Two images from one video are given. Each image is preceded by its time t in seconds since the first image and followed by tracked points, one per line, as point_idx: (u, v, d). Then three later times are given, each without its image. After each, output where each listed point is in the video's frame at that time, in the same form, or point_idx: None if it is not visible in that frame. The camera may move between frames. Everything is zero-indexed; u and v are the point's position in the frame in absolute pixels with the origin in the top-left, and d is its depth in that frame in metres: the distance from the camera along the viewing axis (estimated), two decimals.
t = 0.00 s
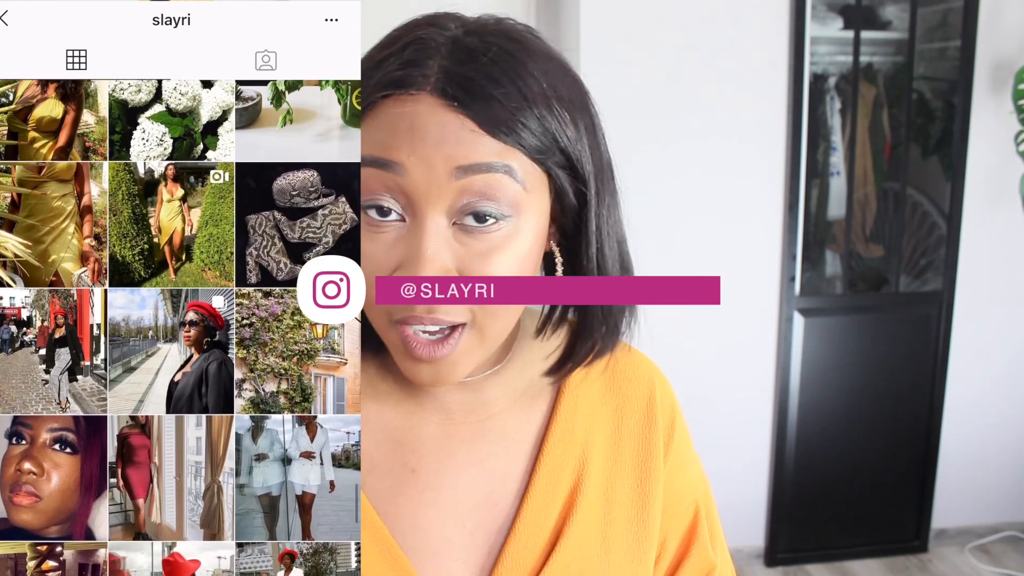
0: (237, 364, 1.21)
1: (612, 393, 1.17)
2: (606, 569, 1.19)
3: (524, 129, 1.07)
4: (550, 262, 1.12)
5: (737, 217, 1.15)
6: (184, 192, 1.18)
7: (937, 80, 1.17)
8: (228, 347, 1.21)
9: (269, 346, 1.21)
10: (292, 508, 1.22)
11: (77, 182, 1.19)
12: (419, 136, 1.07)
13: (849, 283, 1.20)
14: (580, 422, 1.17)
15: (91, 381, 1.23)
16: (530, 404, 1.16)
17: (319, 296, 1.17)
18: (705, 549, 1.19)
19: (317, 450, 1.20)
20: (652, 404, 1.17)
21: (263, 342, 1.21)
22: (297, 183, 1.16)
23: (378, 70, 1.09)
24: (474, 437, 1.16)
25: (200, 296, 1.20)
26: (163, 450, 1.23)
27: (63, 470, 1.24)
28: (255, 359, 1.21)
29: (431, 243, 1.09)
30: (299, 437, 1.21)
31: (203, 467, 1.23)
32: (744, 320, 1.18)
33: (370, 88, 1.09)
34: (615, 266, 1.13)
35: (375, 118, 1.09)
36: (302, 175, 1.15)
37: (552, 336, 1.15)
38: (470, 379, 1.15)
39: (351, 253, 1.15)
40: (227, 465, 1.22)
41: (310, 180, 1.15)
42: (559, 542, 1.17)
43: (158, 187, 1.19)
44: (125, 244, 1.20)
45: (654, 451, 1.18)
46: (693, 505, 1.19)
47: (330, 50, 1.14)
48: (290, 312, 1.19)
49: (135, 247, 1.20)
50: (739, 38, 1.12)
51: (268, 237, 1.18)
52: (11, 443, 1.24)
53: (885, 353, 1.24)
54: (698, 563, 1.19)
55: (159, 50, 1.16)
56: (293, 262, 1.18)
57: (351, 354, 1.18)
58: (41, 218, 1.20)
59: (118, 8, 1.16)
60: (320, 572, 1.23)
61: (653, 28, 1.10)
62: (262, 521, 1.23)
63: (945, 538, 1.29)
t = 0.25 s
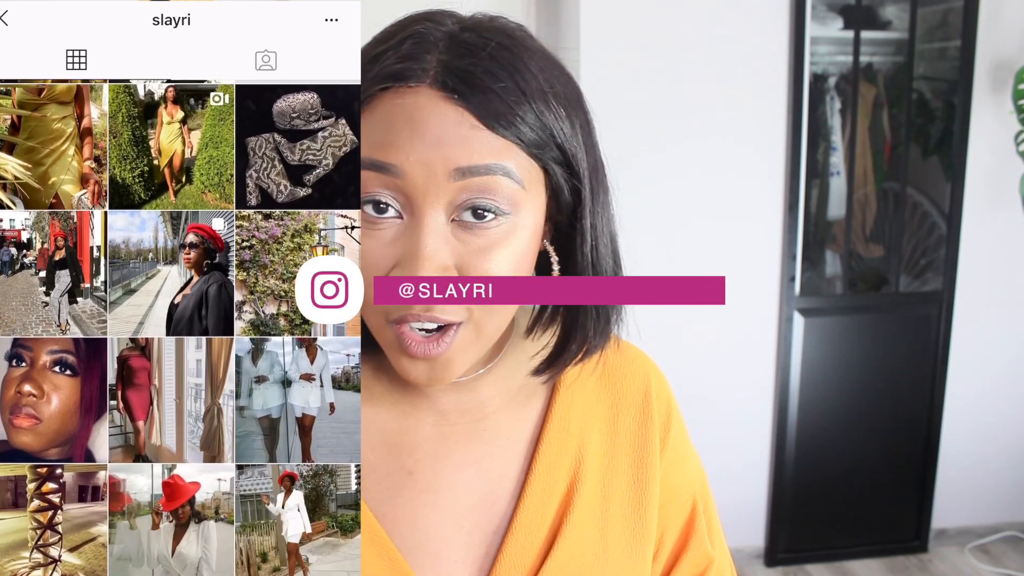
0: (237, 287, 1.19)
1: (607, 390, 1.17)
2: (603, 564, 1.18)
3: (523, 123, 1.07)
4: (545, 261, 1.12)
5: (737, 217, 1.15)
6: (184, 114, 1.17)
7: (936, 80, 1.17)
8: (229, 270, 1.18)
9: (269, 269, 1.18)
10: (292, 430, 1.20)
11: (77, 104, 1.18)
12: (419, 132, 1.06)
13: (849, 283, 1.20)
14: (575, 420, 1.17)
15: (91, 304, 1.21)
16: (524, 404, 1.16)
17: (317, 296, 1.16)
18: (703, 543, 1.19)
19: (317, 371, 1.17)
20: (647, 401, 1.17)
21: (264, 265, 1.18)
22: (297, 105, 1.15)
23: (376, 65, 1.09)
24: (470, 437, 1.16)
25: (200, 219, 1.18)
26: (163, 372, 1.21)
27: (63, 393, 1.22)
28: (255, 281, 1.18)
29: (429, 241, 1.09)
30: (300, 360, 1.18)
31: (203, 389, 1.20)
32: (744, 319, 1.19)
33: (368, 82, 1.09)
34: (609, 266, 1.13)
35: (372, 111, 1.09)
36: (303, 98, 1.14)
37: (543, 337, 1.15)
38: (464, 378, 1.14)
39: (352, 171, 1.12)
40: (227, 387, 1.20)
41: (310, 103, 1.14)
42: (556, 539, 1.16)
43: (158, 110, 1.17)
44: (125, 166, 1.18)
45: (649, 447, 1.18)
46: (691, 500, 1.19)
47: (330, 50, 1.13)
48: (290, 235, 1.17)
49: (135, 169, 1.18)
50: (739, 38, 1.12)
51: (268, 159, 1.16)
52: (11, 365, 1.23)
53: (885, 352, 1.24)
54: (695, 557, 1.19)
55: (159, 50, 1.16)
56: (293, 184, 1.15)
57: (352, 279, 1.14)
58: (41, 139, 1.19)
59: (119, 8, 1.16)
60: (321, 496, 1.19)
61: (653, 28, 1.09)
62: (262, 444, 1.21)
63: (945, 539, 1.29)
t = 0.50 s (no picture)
0: (237, 240, 1.17)
1: (607, 390, 1.17)
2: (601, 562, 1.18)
3: (524, 109, 1.07)
4: (545, 254, 1.11)
5: (737, 216, 1.15)
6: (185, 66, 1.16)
7: (936, 80, 1.17)
8: (228, 224, 1.17)
9: (269, 223, 1.17)
10: (292, 382, 1.19)
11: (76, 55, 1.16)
12: (422, 120, 1.06)
13: (849, 283, 1.19)
14: (574, 420, 1.17)
15: (91, 257, 1.19)
16: (524, 403, 1.16)
17: (317, 296, 1.15)
18: (704, 544, 1.18)
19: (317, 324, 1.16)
20: (647, 401, 1.17)
21: (263, 219, 1.17)
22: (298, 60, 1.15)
23: (376, 58, 1.10)
24: (469, 437, 1.17)
25: (200, 171, 1.17)
26: (163, 325, 1.20)
27: (63, 345, 1.21)
28: (255, 235, 1.17)
29: (433, 228, 1.07)
30: (299, 315, 1.17)
31: (203, 342, 1.19)
32: (744, 319, 1.19)
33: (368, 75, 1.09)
34: (608, 258, 1.13)
35: (373, 103, 1.09)
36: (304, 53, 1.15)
37: (543, 329, 1.16)
38: (464, 377, 1.15)
39: (352, 123, 1.12)
40: (227, 340, 1.19)
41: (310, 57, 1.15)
42: (555, 538, 1.16)
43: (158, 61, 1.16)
44: (125, 119, 1.17)
45: (649, 447, 1.18)
46: (691, 500, 1.19)
47: (330, 49, 1.13)
48: (290, 188, 1.16)
49: (135, 122, 1.17)
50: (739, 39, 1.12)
51: (268, 113, 1.16)
52: (10, 319, 1.21)
53: (886, 351, 1.24)
54: (695, 558, 1.18)
55: (159, 50, 1.16)
56: (293, 137, 1.15)
57: (352, 231, 1.12)
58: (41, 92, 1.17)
59: (118, 8, 1.16)
60: (320, 449, 1.18)
61: (654, 28, 1.09)
62: (262, 397, 1.20)
63: (945, 538, 1.29)
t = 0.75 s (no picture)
0: (237, 211, 1.12)
1: (610, 390, 1.18)
2: (602, 562, 1.18)
3: (519, 94, 1.07)
4: (547, 238, 1.13)
5: (738, 216, 1.15)
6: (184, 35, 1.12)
7: (936, 80, 1.17)
8: (229, 195, 1.12)
9: (269, 193, 1.12)
10: (292, 354, 1.14)
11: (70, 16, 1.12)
12: (422, 110, 1.06)
13: (849, 283, 1.19)
14: (577, 419, 1.17)
15: (91, 228, 1.13)
16: (527, 403, 1.17)
17: (317, 296, 1.12)
18: (706, 546, 1.18)
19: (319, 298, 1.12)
20: (650, 403, 1.17)
21: (264, 189, 1.12)
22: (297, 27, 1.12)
23: (371, 57, 1.09)
24: (472, 434, 1.17)
25: (200, 143, 1.12)
26: (163, 296, 1.13)
27: (63, 316, 1.15)
28: (255, 206, 1.12)
29: (443, 215, 1.07)
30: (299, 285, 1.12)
31: (203, 313, 1.13)
32: (744, 319, 1.18)
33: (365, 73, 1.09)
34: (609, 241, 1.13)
35: (372, 100, 1.08)
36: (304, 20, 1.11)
37: (548, 315, 1.16)
38: (470, 373, 1.16)
39: (352, 94, 1.09)
40: (227, 312, 1.13)
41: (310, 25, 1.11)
42: (557, 538, 1.15)
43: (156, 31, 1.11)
44: (125, 90, 1.12)
45: (652, 448, 1.18)
46: (693, 501, 1.19)
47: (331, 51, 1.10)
48: (291, 158, 1.11)
49: (135, 93, 1.12)
50: (739, 39, 1.11)
51: (268, 82, 1.11)
52: (10, 290, 1.15)
53: (886, 351, 1.24)
54: (696, 559, 1.18)
55: (159, 51, 1.11)
56: (294, 109, 1.11)
57: (352, 201, 1.08)
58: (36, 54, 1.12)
59: (117, 8, 1.11)
60: (320, 420, 1.14)
61: (654, 28, 1.09)
62: (263, 369, 1.14)
63: (945, 538, 1.29)
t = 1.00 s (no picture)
0: (237, 194, 1.05)
1: (610, 387, 1.16)
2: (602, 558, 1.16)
3: (515, 101, 1.06)
4: (545, 241, 1.12)
5: (737, 216, 1.15)
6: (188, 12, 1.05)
7: (936, 80, 1.17)
8: (229, 177, 1.05)
9: (269, 176, 1.06)
10: (292, 337, 1.09)
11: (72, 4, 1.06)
12: (419, 118, 1.06)
13: (849, 283, 1.20)
14: (577, 416, 1.16)
15: (91, 211, 1.06)
16: (527, 400, 1.17)
17: (316, 296, 1.08)
18: (705, 543, 1.17)
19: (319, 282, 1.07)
20: (649, 401, 1.17)
21: (263, 172, 1.05)
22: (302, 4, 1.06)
23: (366, 65, 1.07)
24: (473, 430, 1.17)
25: (199, 125, 1.06)
26: (163, 278, 1.07)
27: (63, 299, 1.08)
28: (255, 188, 1.05)
29: (440, 221, 1.07)
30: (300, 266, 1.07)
31: (203, 296, 1.07)
32: (745, 318, 1.18)
33: (360, 81, 1.07)
34: (606, 244, 1.12)
35: (368, 108, 1.07)
36: None
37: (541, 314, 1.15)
38: (470, 369, 1.15)
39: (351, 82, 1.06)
40: (227, 294, 1.07)
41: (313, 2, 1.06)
42: (559, 533, 1.14)
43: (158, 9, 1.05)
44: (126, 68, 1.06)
45: (651, 445, 1.17)
46: (691, 500, 1.18)
47: (331, 52, 1.05)
48: (291, 141, 1.06)
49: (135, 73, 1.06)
50: (740, 39, 1.11)
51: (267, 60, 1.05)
52: (10, 273, 1.08)
53: (886, 350, 1.24)
54: (696, 555, 1.17)
55: (159, 52, 1.05)
56: (293, 91, 1.06)
57: (352, 183, 1.06)
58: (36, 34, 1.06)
59: (116, 7, 1.05)
60: (321, 403, 1.09)
61: (654, 29, 1.09)
62: (263, 351, 1.08)
63: (945, 538, 1.29)
